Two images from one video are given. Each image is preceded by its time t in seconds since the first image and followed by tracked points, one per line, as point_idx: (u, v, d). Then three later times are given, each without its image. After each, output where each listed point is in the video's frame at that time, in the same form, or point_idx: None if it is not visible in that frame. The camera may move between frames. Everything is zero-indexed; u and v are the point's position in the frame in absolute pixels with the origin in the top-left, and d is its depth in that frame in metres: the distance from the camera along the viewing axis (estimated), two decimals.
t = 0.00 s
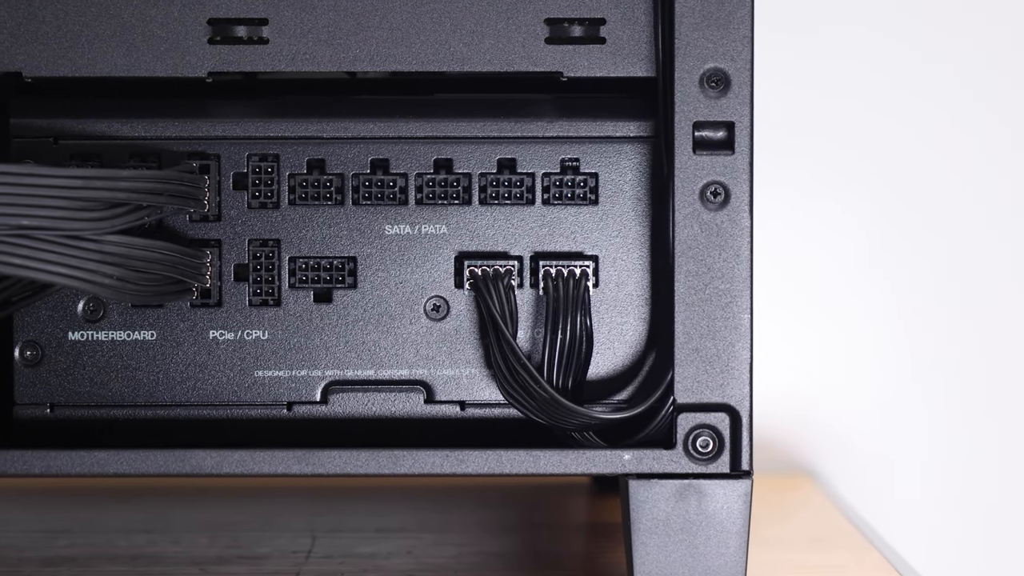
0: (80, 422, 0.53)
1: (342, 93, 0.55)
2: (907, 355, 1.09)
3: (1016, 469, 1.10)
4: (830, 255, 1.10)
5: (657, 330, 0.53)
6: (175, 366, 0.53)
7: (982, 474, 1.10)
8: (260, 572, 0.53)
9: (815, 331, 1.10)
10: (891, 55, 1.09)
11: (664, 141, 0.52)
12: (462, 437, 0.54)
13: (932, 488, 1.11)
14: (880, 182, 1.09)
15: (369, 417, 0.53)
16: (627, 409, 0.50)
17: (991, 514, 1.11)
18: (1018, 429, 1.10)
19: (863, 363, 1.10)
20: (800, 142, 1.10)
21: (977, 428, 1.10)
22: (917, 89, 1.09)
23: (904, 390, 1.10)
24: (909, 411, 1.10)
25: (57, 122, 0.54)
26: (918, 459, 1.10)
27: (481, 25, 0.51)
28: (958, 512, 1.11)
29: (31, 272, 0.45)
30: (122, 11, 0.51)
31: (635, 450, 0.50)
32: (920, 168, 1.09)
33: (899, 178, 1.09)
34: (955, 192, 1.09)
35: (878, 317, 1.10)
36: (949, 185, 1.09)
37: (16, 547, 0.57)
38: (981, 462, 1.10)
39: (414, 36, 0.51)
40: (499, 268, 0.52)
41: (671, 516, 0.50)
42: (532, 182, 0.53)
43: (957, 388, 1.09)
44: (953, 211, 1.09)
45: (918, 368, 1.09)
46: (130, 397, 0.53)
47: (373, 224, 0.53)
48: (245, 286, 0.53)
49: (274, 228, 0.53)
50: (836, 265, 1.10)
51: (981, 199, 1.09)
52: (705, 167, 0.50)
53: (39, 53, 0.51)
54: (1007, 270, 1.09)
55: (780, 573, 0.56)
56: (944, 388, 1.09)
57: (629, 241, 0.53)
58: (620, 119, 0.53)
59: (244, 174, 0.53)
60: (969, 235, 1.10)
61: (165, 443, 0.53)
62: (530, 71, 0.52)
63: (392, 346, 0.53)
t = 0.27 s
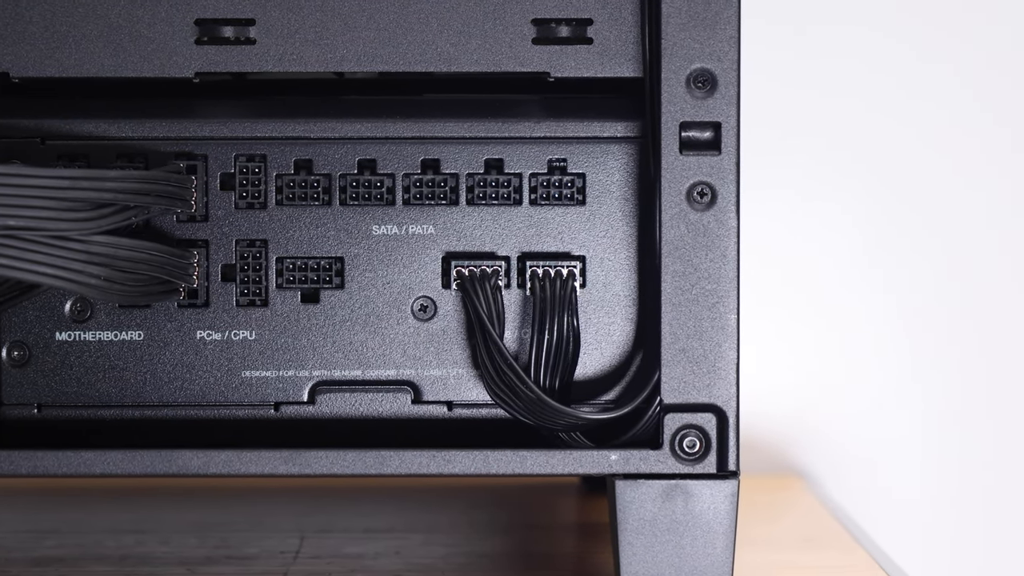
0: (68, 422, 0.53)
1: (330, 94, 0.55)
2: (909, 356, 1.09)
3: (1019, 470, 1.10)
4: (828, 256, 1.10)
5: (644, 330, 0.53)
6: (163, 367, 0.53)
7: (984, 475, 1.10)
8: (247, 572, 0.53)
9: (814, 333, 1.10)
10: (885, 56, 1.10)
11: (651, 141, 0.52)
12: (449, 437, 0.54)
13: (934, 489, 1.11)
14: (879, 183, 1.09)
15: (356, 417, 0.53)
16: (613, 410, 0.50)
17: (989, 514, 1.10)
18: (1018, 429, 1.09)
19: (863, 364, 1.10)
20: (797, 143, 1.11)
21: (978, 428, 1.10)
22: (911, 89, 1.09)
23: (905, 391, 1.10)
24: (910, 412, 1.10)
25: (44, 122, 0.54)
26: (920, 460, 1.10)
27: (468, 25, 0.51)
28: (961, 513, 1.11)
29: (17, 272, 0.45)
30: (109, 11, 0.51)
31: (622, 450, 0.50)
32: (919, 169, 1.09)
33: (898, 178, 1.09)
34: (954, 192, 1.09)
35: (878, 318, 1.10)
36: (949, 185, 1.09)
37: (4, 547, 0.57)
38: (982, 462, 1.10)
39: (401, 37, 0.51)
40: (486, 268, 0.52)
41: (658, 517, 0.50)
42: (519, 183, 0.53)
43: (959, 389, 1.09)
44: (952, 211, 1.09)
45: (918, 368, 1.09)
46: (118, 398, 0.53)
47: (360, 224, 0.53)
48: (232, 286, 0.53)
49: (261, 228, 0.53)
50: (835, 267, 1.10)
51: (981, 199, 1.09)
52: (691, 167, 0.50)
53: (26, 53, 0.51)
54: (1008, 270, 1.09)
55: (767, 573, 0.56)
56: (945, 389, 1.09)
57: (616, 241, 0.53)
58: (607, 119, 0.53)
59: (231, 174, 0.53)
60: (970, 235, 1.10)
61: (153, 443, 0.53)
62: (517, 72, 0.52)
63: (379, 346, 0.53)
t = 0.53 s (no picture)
0: (55, 422, 0.53)
1: (319, 94, 0.55)
2: (908, 357, 1.09)
3: (1019, 470, 1.09)
4: (824, 257, 1.10)
5: (632, 331, 0.53)
6: (150, 367, 0.53)
7: (987, 475, 1.10)
8: (235, 572, 0.53)
9: (813, 334, 1.10)
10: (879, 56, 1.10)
11: (638, 142, 0.52)
12: (437, 438, 0.54)
13: (939, 491, 1.10)
14: (877, 185, 1.09)
15: (344, 417, 0.53)
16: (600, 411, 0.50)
17: (983, 514, 1.10)
18: (1012, 429, 1.09)
19: (863, 365, 1.10)
20: (793, 145, 1.11)
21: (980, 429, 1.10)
22: (906, 90, 1.09)
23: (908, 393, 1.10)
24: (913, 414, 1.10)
25: (32, 123, 0.54)
26: (922, 462, 1.10)
27: (455, 25, 0.51)
28: (966, 514, 1.10)
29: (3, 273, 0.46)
30: (96, 12, 0.51)
31: (609, 451, 0.50)
32: (918, 170, 1.09)
33: (897, 179, 1.09)
34: (954, 193, 1.09)
35: (879, 320, 1.10)
36: (949, 186, 1.09)
37: None
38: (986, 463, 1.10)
39: (388, 37, 0.51)
40: (473, 268, 0.52)
41: (645, 517, 0.50)
42: (507, 183, 0.53)
43: (958, 389, 1.09)
44: (952, 212, 1.09)
45: (919, 370, 1.09)
46: (105, 398, 0.53)
47: (348, 224, 0.53)
48: (219, 286, 0.53)
49: (249, 228, 0.53)
50: (834, 269, 1.10)
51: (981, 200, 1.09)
52: (678, 167, 0.50)
53: (14, 54, 0.51)
54: (1009, 271, 1.09)
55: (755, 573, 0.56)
56: (947, 390, 1.09)
57: (603, 241, 0.53)
58: (595, 119, 0.53)
59: (219, 175, 0.53)
60: (970, 236, 1.10)
61: (140, 443, 0.53)
62: (504, 72, 0.52)
63: (367, 347, 0.53)
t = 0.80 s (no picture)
0: (43, 422, 0.53)
1: (306, 94, 0.55)
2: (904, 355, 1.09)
3: (1013, 470, 1.09)
4: (819, 256, 1.10)
5: (619, 331, 0.53)
6: (137, 367, 0.53)
7: (981, 475, 1.10)
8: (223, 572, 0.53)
9: (808, 334, 1.11)
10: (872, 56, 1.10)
11: (625, 142, 0.52)
12: (424, 438, 0.54)
13: (937, 491, 1.10)
14: (874, 184, 1.10)
15: (331, 417, 0.53)
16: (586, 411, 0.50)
17: (977, 514, 1.10)
18: (1006, 429, 1.09)
19: (857, 365, 1.10)
20: (786, 145, 1.11)
21: (976, 430, 1.10)
22: (899, 90, 1.10)
23: (904, 393, 1.10)
24: (908, 413, 1.10)
25: (19, 123, 0.54)
26: (917, 462, 1.10)
27: (442, 25, 0.51)
28: (964, 515, 1.10)
29: None
30: (83, 12, 0.51)
31: (595, 451, 0.50)
32: (912, 170, 1.09)
33: (890, 180, 1.10)
34: (949, 194, 1.09)
35: (874, 320, 1.10)
36: (943, 186, 1.09)
37: None
38: (983, 463, 1.10)
39: (375, 37, 0.51)
40: (460, 269, 0.52)
41: (631, 517, 0.50)
42: (494, 183, 0.53)
43: (952, 388, 1.10)
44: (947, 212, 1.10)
45: (915, 370, 1.09)
46: (92, 398, 0.53)
47: (335, 225, 0.53)
48: (206, 286, 0.53)
49: (236, 229, 0.53)
50: (828, 268, 1.10)
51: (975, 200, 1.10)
52: (664, 167, 0.50)
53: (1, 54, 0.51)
54: (1004, 271, 1.10)
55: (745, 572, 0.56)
56: (942, 389, 1.10)
57: (590, 242, 0.53)
58: (582, 120, 0.53)
59: (206, 175, 0.53)
60: (964, 235, 1.10)
61: (128, 443, 0.53)
62: (491, 72, 0.52)
63: (354, 347, 0.53)
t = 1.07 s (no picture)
0: (30, 422, 0.53)
1: (294, 94, 0.55)
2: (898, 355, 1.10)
3: (1006, 470, 1.09)
4: (813, 257, 1.11)
5: (605, 331, 0.53)
6: (124, 367, 0.53)
7: (975, 475, 1.10)
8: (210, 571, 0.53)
9: (802, 334, 1.11)
10: (866, 57, 1.10)
11: (612, 142, 0.52)
12: (411, 438, 0.54)
13: (931, 491, 1.10)
14: (868, 184, 1.10)
15: (317, 417, 0.53)
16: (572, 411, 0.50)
17: (971, 515, 1.10)
18: (1000, 429, 1.09)
19: (850, 365, 1.10)
20: (780, 145, 1.11)
21: (972, 430, 1.10)
22: (893, 90, 1.10)
23: (898, 393, 1.10)
24: (903, 414, 1.10)
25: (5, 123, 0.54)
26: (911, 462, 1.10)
27: (428, 25, 0.51)
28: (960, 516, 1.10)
29: None
30: (69, 12, 0.51)
31: (582, 451, 0.50)
32: (907, 170, 1.09)
33: (884, 180, 1.10)
34: (941, 194, 1.09)
35: (868, 320, 1.10)
36: (937, 187, 1.09)
37: None
38: (976, 465, 1.10)
39: (361, 37, 0.51)
40: (447, 269, 0.53)
41: (617, 517, 0.50)
42: (480, 183, 0.53)
43: (946, 389, 1.10)
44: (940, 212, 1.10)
45: (909, 370, 1.09)
46: (79, 398, 0.53)
47: (322, 225, 0.53)
48: (193, 286, 0.53)
49: (223, 229, 0.53)
50: (822, 268, 1.10)
51: (969, 201, 1.10)
52: (651, 167, 0.50)
53: None
54: (999, 272, 1.10)
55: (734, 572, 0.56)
56: (936, 389, 1.10)
57: (577, 242, 0.53)
58: (568, 120, 0.53)
59: (192, 175, 0.53)
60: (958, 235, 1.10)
61: (115, 443, 0.53)
62: (478, 72, 0.52)
63: (341, 347, 0.53)
